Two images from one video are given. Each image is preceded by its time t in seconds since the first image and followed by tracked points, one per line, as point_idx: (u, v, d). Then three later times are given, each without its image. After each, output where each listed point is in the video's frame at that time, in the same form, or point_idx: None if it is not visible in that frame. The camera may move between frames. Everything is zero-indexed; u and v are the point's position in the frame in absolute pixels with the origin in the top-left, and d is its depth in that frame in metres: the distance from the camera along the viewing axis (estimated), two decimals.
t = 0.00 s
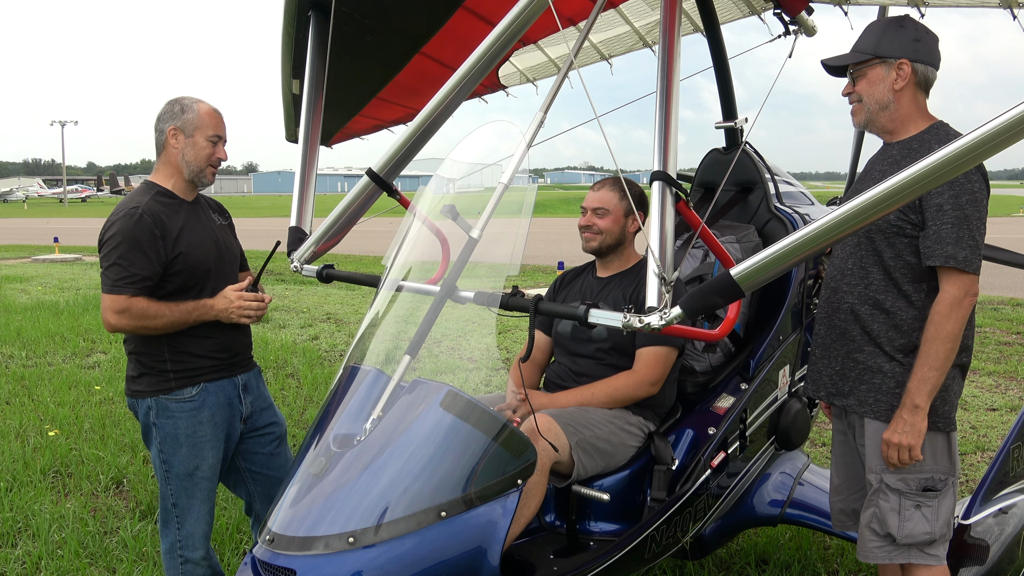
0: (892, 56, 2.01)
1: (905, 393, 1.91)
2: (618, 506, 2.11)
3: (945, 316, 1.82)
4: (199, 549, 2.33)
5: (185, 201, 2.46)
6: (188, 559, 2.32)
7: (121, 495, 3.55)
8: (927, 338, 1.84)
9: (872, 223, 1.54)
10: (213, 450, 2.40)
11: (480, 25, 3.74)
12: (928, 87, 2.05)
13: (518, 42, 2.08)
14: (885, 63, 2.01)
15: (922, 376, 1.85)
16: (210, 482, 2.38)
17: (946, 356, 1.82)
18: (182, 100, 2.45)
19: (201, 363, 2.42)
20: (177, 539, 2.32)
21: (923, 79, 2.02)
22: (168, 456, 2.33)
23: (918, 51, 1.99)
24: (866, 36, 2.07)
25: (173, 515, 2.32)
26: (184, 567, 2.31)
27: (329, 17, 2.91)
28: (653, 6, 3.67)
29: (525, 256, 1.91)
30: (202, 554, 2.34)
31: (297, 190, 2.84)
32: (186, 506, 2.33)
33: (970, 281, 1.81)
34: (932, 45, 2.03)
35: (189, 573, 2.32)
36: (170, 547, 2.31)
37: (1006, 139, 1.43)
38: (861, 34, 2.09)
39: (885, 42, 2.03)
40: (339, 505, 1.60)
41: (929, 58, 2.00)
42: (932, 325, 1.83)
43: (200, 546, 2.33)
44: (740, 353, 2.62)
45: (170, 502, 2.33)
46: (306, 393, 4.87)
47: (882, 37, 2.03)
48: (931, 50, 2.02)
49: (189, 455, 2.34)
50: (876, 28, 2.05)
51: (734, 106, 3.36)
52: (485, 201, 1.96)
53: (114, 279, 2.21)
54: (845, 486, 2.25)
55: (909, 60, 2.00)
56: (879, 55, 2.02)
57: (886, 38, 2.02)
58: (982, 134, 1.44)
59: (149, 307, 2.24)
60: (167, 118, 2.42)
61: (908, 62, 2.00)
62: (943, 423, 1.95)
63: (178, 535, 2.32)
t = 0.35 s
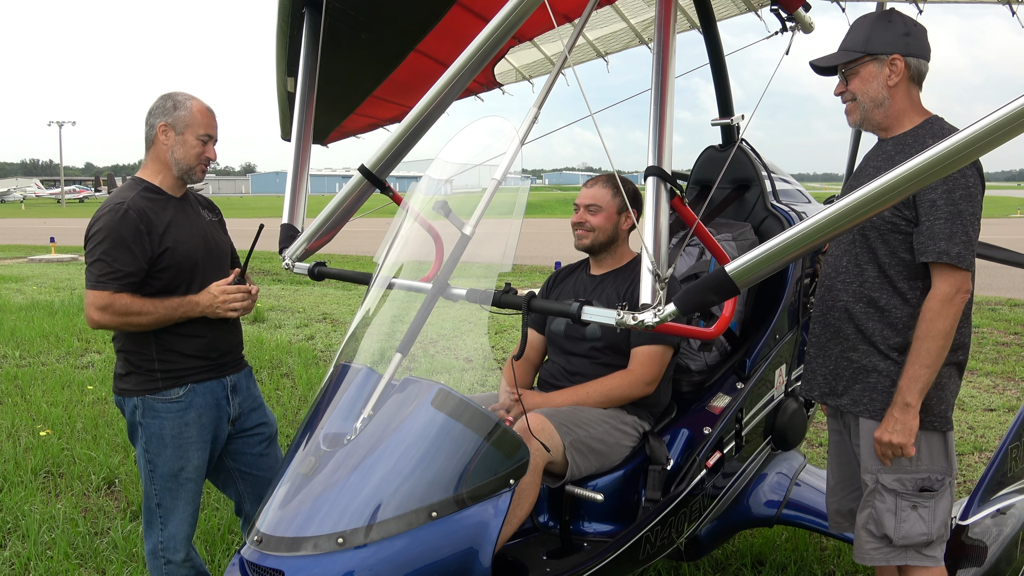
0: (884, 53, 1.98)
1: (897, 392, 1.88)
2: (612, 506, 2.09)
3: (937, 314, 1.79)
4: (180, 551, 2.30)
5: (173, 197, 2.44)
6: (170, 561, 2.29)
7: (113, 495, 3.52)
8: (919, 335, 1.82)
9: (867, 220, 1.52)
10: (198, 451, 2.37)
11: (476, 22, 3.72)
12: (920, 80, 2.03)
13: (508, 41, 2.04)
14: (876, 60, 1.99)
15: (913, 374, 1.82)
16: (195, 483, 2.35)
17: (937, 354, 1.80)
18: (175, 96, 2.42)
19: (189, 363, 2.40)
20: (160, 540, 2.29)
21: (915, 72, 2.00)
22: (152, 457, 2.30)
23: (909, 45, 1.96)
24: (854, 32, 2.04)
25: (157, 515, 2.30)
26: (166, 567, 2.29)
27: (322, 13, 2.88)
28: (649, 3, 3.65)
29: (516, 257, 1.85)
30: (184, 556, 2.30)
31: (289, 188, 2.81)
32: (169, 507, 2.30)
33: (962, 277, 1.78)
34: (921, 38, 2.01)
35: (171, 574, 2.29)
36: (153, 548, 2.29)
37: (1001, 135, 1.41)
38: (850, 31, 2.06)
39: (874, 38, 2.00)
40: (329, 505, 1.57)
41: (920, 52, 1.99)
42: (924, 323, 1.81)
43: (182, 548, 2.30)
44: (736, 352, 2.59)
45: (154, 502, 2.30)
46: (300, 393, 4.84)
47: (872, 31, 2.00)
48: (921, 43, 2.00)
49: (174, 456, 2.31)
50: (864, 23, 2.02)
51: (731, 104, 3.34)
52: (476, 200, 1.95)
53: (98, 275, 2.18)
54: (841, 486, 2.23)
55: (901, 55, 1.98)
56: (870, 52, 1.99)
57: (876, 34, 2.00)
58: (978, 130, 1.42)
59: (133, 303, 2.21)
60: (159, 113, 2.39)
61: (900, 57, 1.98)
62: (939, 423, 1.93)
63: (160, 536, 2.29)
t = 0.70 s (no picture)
0: (882, 54, 1.98)
1: (897, 392, 1.88)
2: (614, 508, 2.09)
3: (936, 313, 1.79)
4: (183, 555, 2.29)
5: (174, 202, 2.43)
6: (172, 565, 2.28)
7: (113, 499, 3.51)
8: (919, 336, 1.82)
9: (869, 222, 1.52)
10: (200, 455, 2.36)
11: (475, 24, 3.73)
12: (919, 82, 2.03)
13: (510, 41, 2.05)
14: (874, 61, 1.99)
15: (913, 374, 1.82)
16: (197, 487, 2.34)
17: (937, 354, 1.80)
18: (178, 100, 2.42)
19: (190, 367, 2.39)
20: (162, 544, 2.29)
21: (913, 74, 2.00)
22: (154, 461, 2.29)
23: (907, 47, 1.97)
24: (853, 33, 2.04)
25: (159, 519, 2.29)
26: (168, 571, 2.28)
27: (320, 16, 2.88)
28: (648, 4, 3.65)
29: (517, 258, 1.85)
30: (187, 560, 2.30)
31: (289, 191, 2.81)
32: (172, 511, 2.30)
33: (961, 277, 1.79)
34: (920, 40, 2.01)
35: None
36: (155, 552, 2.28)
37: (1002, 137, 1.41)
38: (848, 32, 2.06)
39: (873, 39, 2.00)
40: (331, 509, 1.57)
41: (918, 54, 1.99)
42: (923, 323, 1.81)
43: (184, 552, 2.30)
44: (736, 354, 2.59)
45: (155, 506, 2.30)
46: (300, 395, 4.84)
47: (871, 33, 2.00)
48: (919, 46, 2.00)
49: (175, 460, 2.31)
50: (861, 26, 2.02)
51: (730, 105, 3.34)
52: (477, 202, 1.94)
53: (98, 280, 2.18)
54: (843, 489, 2.23)
55: (899, 57, 1.98)
56: (867, 54, 2.00)
57: (875, 35, 2.00)
58: (980, 132, 1.42)
59: (131, 316, 2.19)
60: (161, 117, 2.39)
61: (898, 59, 1.98)
62: (941, 424, 1.93)
63: (163, 540, 2.28)
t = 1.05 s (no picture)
0: (888, 55, 2.00)
1: (899, 393, 1.90)
2: (619, 509, 2.10)
3: (937, 314, 1.81)
4: (197, 556, 2.30)
5: (185, 205, 2.43)
6: (186, 566, 2.29)
7: (115, 502, 3.51)
8: (920, 336, 1.84)
9: (871, 227, 1.53)
10: (213, 455, 2.37)
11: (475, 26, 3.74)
12: (920, 90, 2.05)
13: (512, 44, 2.07)
14: (880, 60, 2.01)
15: (915, 374, 1.84)
16: (209, 487, 2.35)
17: (938, 353, 1.81)
18: (185, 103, 2.43)
19: (203, 368, 2.41)
20: (175, 545, 2.29)
21: (915, 81, 2.02)
22: (166, 462, 2.31)
23: (915, 51, 1.99)
24: (864, 32, 2.06)
25: (172, 521, 2.30)
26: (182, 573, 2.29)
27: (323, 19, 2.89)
28: (648, 7, 3.66)
29: (523, 260, 1.89)
30: (201, 561, 2.31)
31: (292, 194, 2.82)
32: (184, 512, 2.31)
33: (962, 277, 1.80)
34: (929, 48, 2.03)
35: None
36: (168, 554, 2.29)
37: (1004, 142, 1.43)
38: (860, 30, 2.08)
39: (883, 40, 2.02)
40: (338, 510, 1.58)
41: (924, 60, 2.00)
42: (924, 324, 1.83)
43: (199, 552, 2.31)
44: (739, 356, 2.61)
45: (168, 508, 2.30)
46: (300, 397, 4.85)
47: (882, 33, 2.02)
48: (927, 52, 2.01)
49: (188, 461, 2.32)
50: (875, 25, 2.04)
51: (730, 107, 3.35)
52: (482, 204, 1.96)
53: (99, 279, 2.17)
54: (847, 490, 2.24)
55: (904, 60, 1.99)
56: (875, 51, 2.01)
57: (884, 37, 2.02)
58: (981, 136, 1.43)
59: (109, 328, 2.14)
60: (173, 121, 2.39)
61: (903, 62, 2.00)
62: (943, 424, 1.94)
63: (176, 542, 2.29)
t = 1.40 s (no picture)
0: (890, 59, 2.02)
1: (910, 392, 1.91)
2: (632, 509, 2.12)
3: (949, 314, 1.82)
4: (204, 560, 2.31)
5: (197, 208, 2.45)
6: (193, 569, 2.29)
7: (124, 504, 3.51)
8: (931, 336, 1.85)
9: (884, 227, 1.55)
10: (225, 461, 2.38)
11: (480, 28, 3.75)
12: (929, 84, 2.05)
13: (521, 46, 2.08)
14: (883, 65, 2.03)
15: (926, 374, 1.85)
16: (221, 493, 2.37)
17: (950, 353, 1.83)
18: (197, 107, 2.43)
19: (214, 374, 2.41)
20: (183, 548, 2.30)
21: (922, 77, 2.03)
22: (179, 466, 2.31)
23: (916, 51, 2.00)
24: (862, 41, 2.10)
25: (181, 524, 2.31)
26: None
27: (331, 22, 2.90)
28: (653, 8, 3.67)
29: (538, 261, 1.90)
30: (207, 564, 2.31)
31: (302, 198, 2.82)
32: (195, 516, 2.32)
33: (974, 277, 1.82)
34: (930, 43, 2.04)
35: None
36: (176, 557, 2.29)
37: (1016, 143, 1.44)
38: (860, 37, 2.11)
39: (881, 45, 2.04)
40: (356, 512, 1.59)
41: (926, 56, 2.01)
42: (936, 323, 1.84)
43: (205, 556, 2.31)
44: (749, 355, 2.62)
45: (179, 511, 2.31)
46: (305, 399, 4.85)
47: (880, 39, 2.04)
48: (928, 47, 2.02)
49: (200, 466, 2.33)
50: (872, 31, 2.07)
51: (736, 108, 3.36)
52: (495, 204, 1.96)
53: (124, 287, 2.17)
54: (859, 489, 2.25)
55: (907, 61, 2.01)
56: (877, 58, 2.04)
57: (883, 41, 2.04)
58: (994, 137, 1.44)
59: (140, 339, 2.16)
60: (183, 126, 2.39)
61: (906, 63, 2.01)
62: (956, 423, 1.96)
63: (185, 545, 2.30)
